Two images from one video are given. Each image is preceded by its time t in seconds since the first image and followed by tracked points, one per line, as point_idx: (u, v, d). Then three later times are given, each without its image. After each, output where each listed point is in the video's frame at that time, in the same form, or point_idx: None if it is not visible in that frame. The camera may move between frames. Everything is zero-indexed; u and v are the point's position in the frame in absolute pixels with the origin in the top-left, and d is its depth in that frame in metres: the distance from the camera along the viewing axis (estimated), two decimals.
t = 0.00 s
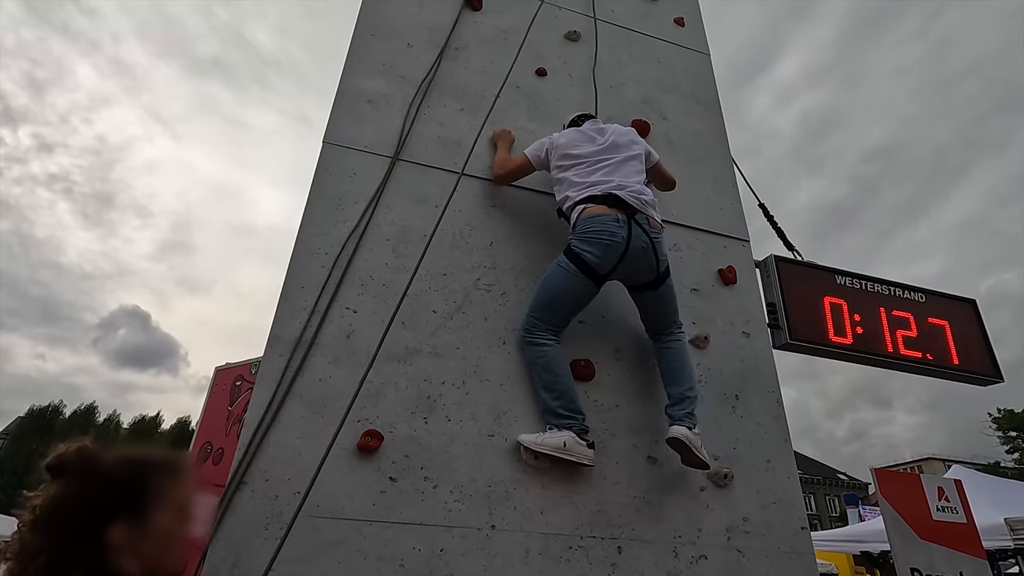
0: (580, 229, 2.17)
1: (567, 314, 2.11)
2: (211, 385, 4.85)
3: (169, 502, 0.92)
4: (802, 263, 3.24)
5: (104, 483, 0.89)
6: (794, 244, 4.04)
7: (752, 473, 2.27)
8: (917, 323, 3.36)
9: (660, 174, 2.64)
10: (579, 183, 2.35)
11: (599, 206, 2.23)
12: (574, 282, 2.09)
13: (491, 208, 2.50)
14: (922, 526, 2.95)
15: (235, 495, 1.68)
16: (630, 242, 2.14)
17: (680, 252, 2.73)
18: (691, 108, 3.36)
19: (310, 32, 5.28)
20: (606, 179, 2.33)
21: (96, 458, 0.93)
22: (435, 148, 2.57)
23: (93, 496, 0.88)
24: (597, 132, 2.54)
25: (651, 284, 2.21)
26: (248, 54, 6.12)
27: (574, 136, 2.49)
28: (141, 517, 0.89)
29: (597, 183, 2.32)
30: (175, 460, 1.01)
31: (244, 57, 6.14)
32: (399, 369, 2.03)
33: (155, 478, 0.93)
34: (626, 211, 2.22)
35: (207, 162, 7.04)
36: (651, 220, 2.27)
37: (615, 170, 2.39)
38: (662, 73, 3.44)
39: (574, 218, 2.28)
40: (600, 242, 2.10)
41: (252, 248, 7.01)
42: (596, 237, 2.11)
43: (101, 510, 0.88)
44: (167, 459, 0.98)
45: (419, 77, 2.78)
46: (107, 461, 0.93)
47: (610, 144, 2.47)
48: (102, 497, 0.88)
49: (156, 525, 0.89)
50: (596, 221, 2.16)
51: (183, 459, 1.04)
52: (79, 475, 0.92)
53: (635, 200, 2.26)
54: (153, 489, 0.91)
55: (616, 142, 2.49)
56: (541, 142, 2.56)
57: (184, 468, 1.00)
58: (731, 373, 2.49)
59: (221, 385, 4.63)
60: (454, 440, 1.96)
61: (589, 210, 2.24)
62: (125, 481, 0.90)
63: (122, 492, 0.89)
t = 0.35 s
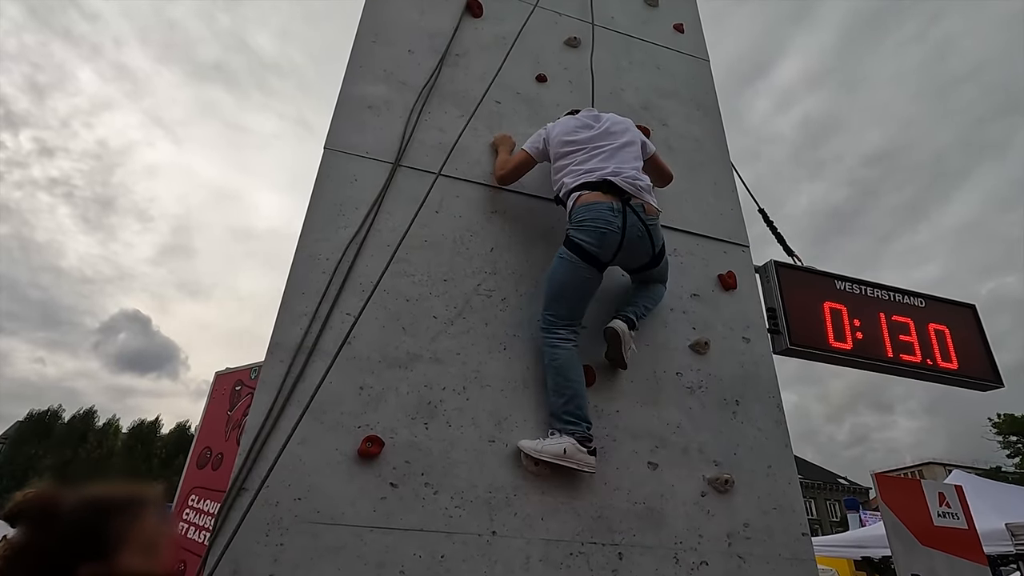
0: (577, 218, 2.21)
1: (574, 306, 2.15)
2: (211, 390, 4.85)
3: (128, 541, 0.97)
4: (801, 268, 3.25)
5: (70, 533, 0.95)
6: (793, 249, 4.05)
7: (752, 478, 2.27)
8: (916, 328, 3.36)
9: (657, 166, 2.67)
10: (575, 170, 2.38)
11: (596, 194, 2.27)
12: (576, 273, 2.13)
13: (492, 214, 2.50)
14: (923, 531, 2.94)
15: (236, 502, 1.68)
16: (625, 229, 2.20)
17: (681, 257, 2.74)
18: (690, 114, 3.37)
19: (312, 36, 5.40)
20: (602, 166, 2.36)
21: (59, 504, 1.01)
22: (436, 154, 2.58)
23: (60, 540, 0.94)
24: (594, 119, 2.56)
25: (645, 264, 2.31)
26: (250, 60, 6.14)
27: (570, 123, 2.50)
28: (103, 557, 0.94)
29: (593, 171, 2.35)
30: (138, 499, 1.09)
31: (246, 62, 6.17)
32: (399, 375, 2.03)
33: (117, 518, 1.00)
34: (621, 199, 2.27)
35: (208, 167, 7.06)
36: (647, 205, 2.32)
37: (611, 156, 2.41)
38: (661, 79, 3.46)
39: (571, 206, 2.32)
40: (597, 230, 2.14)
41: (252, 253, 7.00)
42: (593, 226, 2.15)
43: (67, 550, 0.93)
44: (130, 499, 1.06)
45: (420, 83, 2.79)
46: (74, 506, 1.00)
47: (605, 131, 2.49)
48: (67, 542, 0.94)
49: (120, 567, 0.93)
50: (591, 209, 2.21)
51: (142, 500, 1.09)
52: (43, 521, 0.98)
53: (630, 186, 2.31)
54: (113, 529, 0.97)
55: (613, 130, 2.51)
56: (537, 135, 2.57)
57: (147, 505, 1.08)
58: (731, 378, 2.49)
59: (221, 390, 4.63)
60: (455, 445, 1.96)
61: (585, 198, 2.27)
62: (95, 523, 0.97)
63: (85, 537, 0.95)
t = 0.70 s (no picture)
0: (578, 209, 2.21)
1: (575, 297, 2.15)
2: (211, 395, 4.85)
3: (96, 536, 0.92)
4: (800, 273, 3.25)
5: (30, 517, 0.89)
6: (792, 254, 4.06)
7: (752, 483, 2.27)
8: (915, 333, 3.37)
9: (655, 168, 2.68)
10: (574, 161, 2.39)
11: (597, 184, 2.27)
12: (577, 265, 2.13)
13: (492, 219, 2.51)
14: (923, 537, 2.94)
15: (236, 508, 1.68)
16: (626, 220, 2.20)
17: (680, 263, 2.75)
18: (689, 120, 3.39)
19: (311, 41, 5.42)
20: (602, 157, 2.36)
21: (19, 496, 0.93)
22: (436, 160, 2.59)
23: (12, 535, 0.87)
24: (594, 115, 2.56)
25: (643, 260, 2.32)
26: (251, 64, 6.16)
27: (570, 117, 2.51)
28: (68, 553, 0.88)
29: (594, 162, 2.35)
30: (98, 492, 1.00)
31: (248, 66, 6.19)
32: (400, 381, 2.03)
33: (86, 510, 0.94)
34: (623, 189, 2.27)
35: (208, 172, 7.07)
36: (648, 197, 2.32)
37: (613, 149, 2.41)
38: (660, 86, 3.47)
39: (570, 196, 2.32)
40: (598, 222, 2.15)
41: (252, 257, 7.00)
42: (594, 217, 2.16)
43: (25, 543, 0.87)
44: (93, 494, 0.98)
45: (420, 89, 2.80)
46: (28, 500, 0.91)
47: (606, 126, 2.50)
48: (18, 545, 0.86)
49: (82, 561, 0.88)
50: (591, 199, 2.21)
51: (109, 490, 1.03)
52: None
53: (630, 177, 2.31)
54: (77, 524, 0.90)
55: (615, 126, 2.52)
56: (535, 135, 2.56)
57: (112, 500, 1.00)
58: (731, 384, 2.49)
59: (221, 396, 4.63)
60: (455, 451, 1.96)
61: (585, 188, 2.27)
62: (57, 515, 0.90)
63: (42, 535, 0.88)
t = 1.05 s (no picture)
0: (577, 219, 2.22)
1: (582, 305, 2.16)
2: (210, 401, 4.84)
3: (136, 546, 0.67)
4: (800, 279, 3.26)
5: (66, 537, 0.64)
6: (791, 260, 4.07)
7: (752, 490, 2.27)
8: (915, 339, 3.37)
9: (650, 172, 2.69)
10: (568, 171, 2.39)
11: (593, 192, 2.27)
12: (581, 275, 2.14)
13: (491, 226, 2.52)
14: (924, 543, 2.94)
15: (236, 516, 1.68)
16: (626, 222, 2.19)
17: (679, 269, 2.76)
18: (688, 126, 3.40)
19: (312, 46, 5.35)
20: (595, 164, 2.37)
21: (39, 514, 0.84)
22: (436, 167, 2.60)
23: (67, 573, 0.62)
24: (585, 124, 2.58)
25: (657, 252, 2.31)
26: (252, 70, 6.18)
27: (561, 129, 2.53)
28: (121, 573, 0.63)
29: (588, 169, 2.35)
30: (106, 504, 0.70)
31: (249, 72, 6.21)
32: (399, 389, 2.03)
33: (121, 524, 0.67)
34: (619, 192, 2.26)
35: (209, 177, 7.09)
36: (646, 193, 2.30)
37: (606, 153, 2.42)
38: (659, 92, 3.49)
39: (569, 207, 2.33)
40: (597, 229, 2.15)
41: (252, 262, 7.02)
42: (593, 225, 2.16)
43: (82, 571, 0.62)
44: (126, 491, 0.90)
45: (420, 97, 2.81)
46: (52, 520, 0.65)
47: (598, 132, 2.51)
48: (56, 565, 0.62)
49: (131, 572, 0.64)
50: (589, 207, 2.22)
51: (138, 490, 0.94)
52: None
53: (625, 178, 2.30)
54: (117, 535, 0.66)
55: (606, 131, 2.53)
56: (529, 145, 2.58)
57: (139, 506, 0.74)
58: (730, 390, 2.50)
59: (220, 402, 4.63)
60: (454, 458, 1.96)
61: (582, 197, 2.28)
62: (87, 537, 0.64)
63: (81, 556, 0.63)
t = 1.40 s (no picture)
0: (578, 226, 2.23)
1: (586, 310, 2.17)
2: (208, 405, 4.84)
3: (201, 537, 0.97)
4: (797, 282, 3.26)
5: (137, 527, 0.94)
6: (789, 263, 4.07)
7: (750, 494, 2.27)
8: (913, 342, 3.37)
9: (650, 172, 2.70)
10: (568, 178, 2.41)
11: (593, 199, 2.28)
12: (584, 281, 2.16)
13: (489, 230, 2.52)
14: (923, 547, 2.93)
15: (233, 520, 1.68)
16: (626, 229, 2.20)
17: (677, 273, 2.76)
18: (685, 130, 3.41)
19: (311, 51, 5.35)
20: (595, 169, 2.37)
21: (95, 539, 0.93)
22: (434, 171, 2.61)
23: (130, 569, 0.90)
24: (586, 125, 2.57)
25: (658, 252, 2.32)
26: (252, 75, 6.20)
27: (562, 131, 2.52)
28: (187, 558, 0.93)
29: (588, 175, 2.36)
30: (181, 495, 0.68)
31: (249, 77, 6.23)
32: (396, 393, 2.03)
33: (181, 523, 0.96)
34: (618, 198, 2.27)
35: (208, 181, 7.11)
36: (644, 197, 2.31)
37: (605, 157, 2.42)
38: (656, 97, 3.50)
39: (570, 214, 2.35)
40: (598, 236, 2.16)
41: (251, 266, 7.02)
42: (594, 233, 2.17)
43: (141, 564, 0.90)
44: (187, 495, 1.03)
45: (418, 101, 2.82)
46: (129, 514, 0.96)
47: (599, 135, 2.50)
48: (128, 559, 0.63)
49: None
50: (589, 215, 2.23)
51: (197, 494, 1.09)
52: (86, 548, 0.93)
53: (622, 183, 2.31)
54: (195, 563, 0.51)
55: (606, 132, 2.52)
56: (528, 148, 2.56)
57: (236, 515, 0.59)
58: (728, 394, 2.50)
59: (219, 407, 4.63)
60: (452, 463, 1.96)
61: (583, 204, 2.29)
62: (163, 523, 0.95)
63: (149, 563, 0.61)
